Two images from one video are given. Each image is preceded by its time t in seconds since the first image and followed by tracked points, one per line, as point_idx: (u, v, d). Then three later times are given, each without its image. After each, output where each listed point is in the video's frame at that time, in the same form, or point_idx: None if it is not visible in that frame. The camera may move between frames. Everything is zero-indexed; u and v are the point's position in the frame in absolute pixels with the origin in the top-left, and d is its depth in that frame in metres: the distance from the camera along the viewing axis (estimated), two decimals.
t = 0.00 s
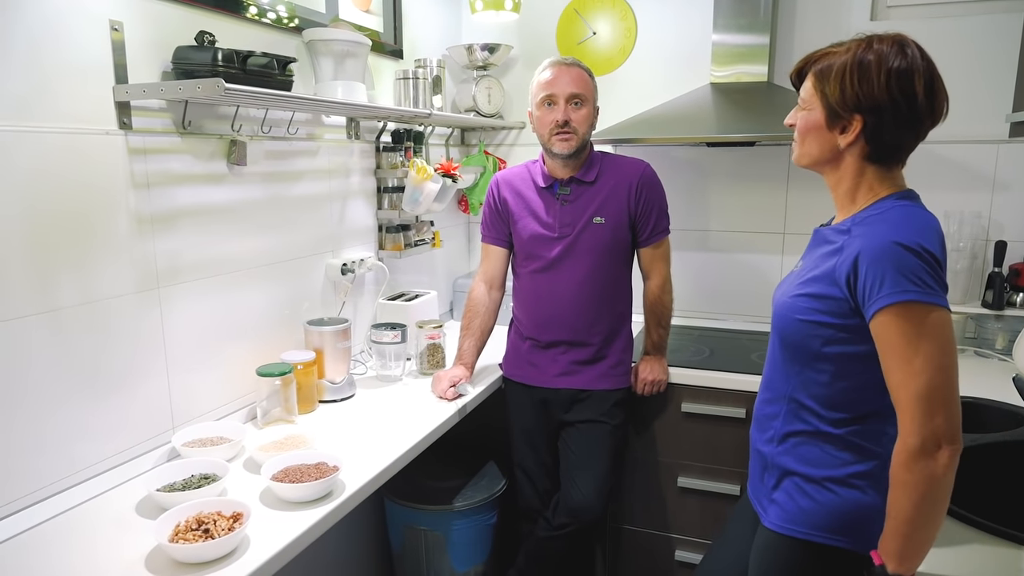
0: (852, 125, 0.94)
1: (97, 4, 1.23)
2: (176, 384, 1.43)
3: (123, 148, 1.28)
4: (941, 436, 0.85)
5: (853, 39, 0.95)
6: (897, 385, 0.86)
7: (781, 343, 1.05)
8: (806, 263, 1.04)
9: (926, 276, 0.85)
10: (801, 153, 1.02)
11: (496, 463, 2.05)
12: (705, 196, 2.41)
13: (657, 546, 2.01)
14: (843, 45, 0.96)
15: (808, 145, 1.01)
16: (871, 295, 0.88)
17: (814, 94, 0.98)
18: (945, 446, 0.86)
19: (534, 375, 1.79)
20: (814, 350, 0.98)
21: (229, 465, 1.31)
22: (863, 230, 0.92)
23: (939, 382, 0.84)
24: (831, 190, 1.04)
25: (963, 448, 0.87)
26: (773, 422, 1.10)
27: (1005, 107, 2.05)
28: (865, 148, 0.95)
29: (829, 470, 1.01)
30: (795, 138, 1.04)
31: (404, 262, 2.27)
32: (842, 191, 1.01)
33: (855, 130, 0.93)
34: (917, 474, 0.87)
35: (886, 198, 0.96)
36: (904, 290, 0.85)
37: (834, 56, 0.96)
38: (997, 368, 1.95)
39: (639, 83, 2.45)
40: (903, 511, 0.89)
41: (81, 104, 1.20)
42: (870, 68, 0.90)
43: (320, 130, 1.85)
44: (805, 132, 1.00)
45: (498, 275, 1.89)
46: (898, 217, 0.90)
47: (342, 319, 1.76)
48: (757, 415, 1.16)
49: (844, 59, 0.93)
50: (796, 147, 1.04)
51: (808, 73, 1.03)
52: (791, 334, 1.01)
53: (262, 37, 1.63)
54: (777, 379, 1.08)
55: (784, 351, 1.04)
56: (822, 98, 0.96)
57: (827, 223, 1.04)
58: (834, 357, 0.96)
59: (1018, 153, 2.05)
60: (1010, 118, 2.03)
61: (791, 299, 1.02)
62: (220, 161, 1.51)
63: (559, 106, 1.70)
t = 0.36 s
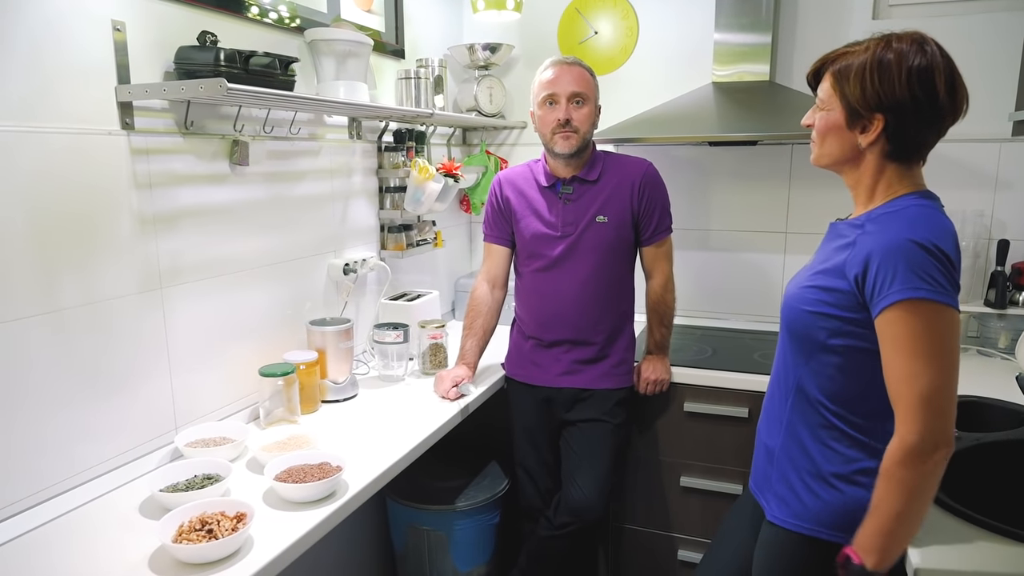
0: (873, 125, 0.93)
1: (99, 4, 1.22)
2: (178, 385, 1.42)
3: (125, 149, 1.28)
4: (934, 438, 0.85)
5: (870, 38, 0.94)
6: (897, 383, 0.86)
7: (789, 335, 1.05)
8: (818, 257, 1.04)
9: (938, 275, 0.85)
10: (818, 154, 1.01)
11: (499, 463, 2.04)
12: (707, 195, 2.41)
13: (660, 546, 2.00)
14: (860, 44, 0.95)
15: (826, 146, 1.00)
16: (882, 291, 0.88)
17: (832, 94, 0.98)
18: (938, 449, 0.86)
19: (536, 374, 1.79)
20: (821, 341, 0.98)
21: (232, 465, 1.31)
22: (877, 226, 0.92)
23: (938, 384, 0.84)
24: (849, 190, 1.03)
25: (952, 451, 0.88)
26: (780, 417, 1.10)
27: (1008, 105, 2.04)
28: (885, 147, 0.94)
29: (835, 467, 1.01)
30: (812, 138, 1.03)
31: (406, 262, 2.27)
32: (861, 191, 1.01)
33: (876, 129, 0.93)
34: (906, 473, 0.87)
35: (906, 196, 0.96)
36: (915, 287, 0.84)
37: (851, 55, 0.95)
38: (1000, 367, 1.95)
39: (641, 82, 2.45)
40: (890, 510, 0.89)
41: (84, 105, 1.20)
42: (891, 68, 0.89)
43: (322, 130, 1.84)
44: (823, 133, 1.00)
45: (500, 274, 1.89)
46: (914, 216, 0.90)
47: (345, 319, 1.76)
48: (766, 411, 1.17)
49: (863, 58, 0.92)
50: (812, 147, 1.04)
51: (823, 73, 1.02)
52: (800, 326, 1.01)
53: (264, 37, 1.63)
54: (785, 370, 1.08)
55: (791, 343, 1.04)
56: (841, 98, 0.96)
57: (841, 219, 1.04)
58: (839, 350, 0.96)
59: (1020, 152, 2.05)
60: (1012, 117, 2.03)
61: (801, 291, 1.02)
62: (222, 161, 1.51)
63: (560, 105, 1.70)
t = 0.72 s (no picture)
0: (881, 123, 0.93)
1: (101, 4, 1.22)
2: (180, 385, 1.42)
3: (127, 148, 1.28)
4: (862, 432, 0.92)
5: (883, 34, 0.93)
6: (858, 376, 0.91)
7: (792, 335, 1.05)
8: (818, 256, 1.04)
9: (936, 287, 0.87)
10: (824, 151, 1.01)
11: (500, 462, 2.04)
12: (708, 195, 2.41)
13: (660, 546, 2.00)
14: (872, 40, 0.94)
15: (833, 142, 0.99)
16: (880, 291, 0.89)
17: (841, 90, 0.96)
18: (860, 440, 0.93)
19: (538, 374, 1.79)
20: (826, 344, 1.00)
21: (233, 465, 1.31)
22: (889, 227, 0.92)
23: (890, 390, 0.89)
24: (854, 188, 1.03)
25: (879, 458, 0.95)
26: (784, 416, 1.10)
27: (1010, 105, 2.04)
28: (893, 146, 0.94)
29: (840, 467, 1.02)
30: (818, 135, 1.02)
31: (407, 262, 2.27)
32: (867, 190, 1.00)
33: (885, 127, 0.92)
34: (828, 452, 0.95)
35: (914, 197, 0.96)
36: (910, 296, 0.86)
37: (863, 51, 0.94)
38: (1002, 367, 1.94)
39: (642, 82, 2.45)
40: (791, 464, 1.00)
41: (85, 104, 1.20)
42: (904, 65, 0.88)
43: (323, 130, 1.84)
44: (830, 129, 0.99)
45: (501, 273, 1.89)
46: (925, 220, 0.91)
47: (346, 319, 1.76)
48: (769, 411, 1.17)
49: (876, 54, 0.91)
50: (817, 144, 1.02)
51: (832, 68, 1.01)
52: (804, 327, 1.01)
53: (265, 37, 1.63)
54: (789, 372, 1.09)
55: (795, 344, 1.05)
56: (851, 94, 0.95)
57: (846, 218, 1.04)
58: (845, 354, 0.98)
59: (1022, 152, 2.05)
60: (1014, 116, 2.03)
61: (803, 293, 1.02)
62: (224, 161, 1.51)
63: (562, 104, 1.70)
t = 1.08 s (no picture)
0: (855, 119, 0.92)
1: (101, 3, 1.22)
2: (181, 384, 1.42)
3: (128, 148, 1.28)
4: (839, 434, 0.92)
5: (871, 30, 0.92)
6: (826, 379, 0.92)
7: (770, 340, 1.05)
8: (792, 259, 1.04)
9: (895, 287, 0.87)
10: (799, 141, 1.00)
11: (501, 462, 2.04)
12: (709, 194, 2.41)
13: (661, 545, 2.00)
14: (859, 34, 0.93)
15: (808, 133, 0.98)
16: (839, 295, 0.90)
17: (823, 82, 0.96)
18: (839, 443, 0.93)
19: (539, 373, 1.78)
20: (800, 349, 1.00)
21: (235, 464, 1.31)
22: (848, 229, 0.93)
23: (857, 390, 0.89)
24: (823, 181, 1.03)
25: (862, 455, 0.95)
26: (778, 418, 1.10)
27: (1012, 103, 2.04)
28: (864, 144, 0.94)
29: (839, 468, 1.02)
30: (796, 124, 1.01)
31: (409, 261, 2.27)
32: (835, 183, 1.00)
33: (858, 124, 0.92)
34: (808, 454, 0.96)
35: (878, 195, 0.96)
36: (866, 298, 0.87)
37: (848, 44, 0.93)
38: (1003, 367, 1.94)
39: (643, 81, 2.45)
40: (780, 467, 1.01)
41: (86, 104, 1.20)
42: (886, 64, 0.88)
43: (324, 129, 1.84)
44: (807, 120, 0.98)
45: (502, 273, 1.88)
46: (884, 218, 0.91)
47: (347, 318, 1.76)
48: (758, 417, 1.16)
49: (860, 49, 0.90)
50: (794, 133, 1.02)
51: (816, 59, 1.00)
52: (779, 333, 1.02)
53: (266, 36, 1.63)
54: (773, 378, 1.08)
55: (775, 349, 1.04)
56: (831, 88, 0.94)
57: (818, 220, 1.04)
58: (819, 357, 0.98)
59: None
60: (1016, 115, 2.02)
61: (777, 299, 1.02)
62: (225, 160, 1.51)
63: (564, 103, 1.69)
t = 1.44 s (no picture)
0: (865, 120, 0.93)
1: (104, 5, 1.23)
2: (183, 385, 1.43)
3: (131, 149, 1.29)
4: (861, 431, 0.92)
5: (871, 30, 0.93)
6: (845, 377, 0.91)
7: (776, 335, 1.05)
8: (797, 255, 1.05)
9: (913, 282, 0.87)
10: (807, 145, 1.00)
11: (502, 463, 2.05)
12: (710, 194, 2.41)
13: (662, 545, 2.00)
14: (859, 36, 0.93)
15: (816, 138, 0.99)
16: (855, 291, 0.90)
17: (827, 86, 0.96)
18: (861, 440, 0.92)
19: (540, 373, 1.79)
20: (806, 343, 1.00)
21: (237, 465, 1.31)
22: (859, 225, 0.92)
23: (879, 386, 0.89)
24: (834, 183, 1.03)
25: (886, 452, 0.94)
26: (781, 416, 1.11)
27: (1013, 103, 2.04)
28: (875, 143, 0.94)
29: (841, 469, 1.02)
30: (802, 129, 1.01)
31: (410, 262, 2.27)
32: (846, 185, 1.00)
33: (869, 125, 0.92)
34: (832, 454, 0.96)
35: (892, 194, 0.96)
36: (886, 293, 0.86)
37: (850, 46, 0.93)
38: (1005, 367, 1.94)
39: (644, 82, 2.45)
40: (806, 469, 1.00)
41: (89, 105, 1.21)
42: (892, 62, 0.88)
43: (326, 130, 1.85)
44: (814, 125, 0.98)
45: (503, 274, 1.88)
46: (895, 214, 0.91)
47: (349, 319, 1.76)
48: (763, 412, 1.17)
49: (863, 51, 0.91)
50: (802, 138, 1.02)
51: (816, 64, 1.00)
52: (785, 328, 1.02)
53: (268, 38, 1.64)
54: (778, 372, 1.09)
55: (780, 344, 1.05)
56: (836, 91, 0.94)
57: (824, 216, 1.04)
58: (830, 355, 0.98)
59: None
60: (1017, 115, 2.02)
61: (783, 293, 1.03)
62: (227, 161, 1.52)
63: (566, 109, 1.70)
